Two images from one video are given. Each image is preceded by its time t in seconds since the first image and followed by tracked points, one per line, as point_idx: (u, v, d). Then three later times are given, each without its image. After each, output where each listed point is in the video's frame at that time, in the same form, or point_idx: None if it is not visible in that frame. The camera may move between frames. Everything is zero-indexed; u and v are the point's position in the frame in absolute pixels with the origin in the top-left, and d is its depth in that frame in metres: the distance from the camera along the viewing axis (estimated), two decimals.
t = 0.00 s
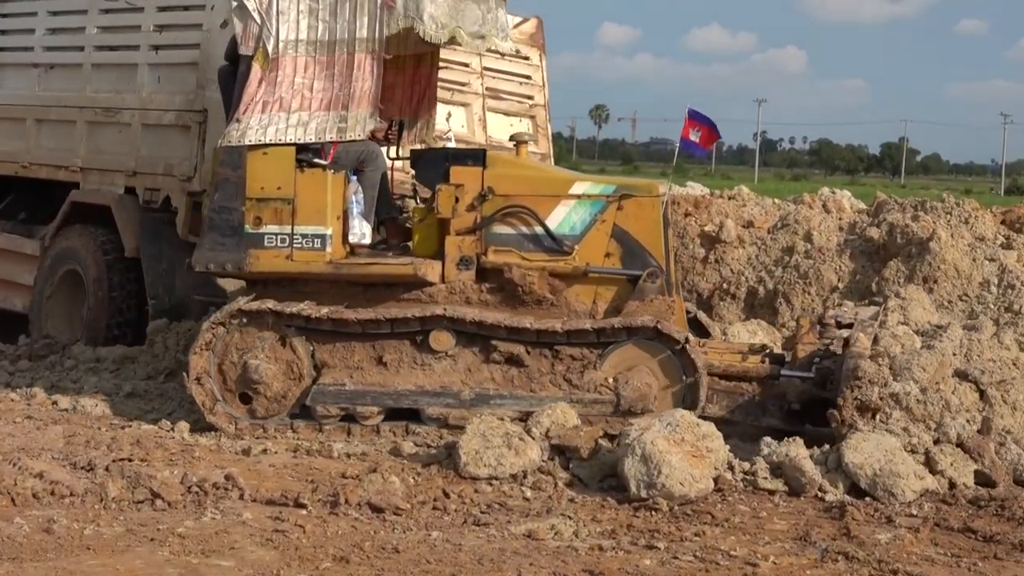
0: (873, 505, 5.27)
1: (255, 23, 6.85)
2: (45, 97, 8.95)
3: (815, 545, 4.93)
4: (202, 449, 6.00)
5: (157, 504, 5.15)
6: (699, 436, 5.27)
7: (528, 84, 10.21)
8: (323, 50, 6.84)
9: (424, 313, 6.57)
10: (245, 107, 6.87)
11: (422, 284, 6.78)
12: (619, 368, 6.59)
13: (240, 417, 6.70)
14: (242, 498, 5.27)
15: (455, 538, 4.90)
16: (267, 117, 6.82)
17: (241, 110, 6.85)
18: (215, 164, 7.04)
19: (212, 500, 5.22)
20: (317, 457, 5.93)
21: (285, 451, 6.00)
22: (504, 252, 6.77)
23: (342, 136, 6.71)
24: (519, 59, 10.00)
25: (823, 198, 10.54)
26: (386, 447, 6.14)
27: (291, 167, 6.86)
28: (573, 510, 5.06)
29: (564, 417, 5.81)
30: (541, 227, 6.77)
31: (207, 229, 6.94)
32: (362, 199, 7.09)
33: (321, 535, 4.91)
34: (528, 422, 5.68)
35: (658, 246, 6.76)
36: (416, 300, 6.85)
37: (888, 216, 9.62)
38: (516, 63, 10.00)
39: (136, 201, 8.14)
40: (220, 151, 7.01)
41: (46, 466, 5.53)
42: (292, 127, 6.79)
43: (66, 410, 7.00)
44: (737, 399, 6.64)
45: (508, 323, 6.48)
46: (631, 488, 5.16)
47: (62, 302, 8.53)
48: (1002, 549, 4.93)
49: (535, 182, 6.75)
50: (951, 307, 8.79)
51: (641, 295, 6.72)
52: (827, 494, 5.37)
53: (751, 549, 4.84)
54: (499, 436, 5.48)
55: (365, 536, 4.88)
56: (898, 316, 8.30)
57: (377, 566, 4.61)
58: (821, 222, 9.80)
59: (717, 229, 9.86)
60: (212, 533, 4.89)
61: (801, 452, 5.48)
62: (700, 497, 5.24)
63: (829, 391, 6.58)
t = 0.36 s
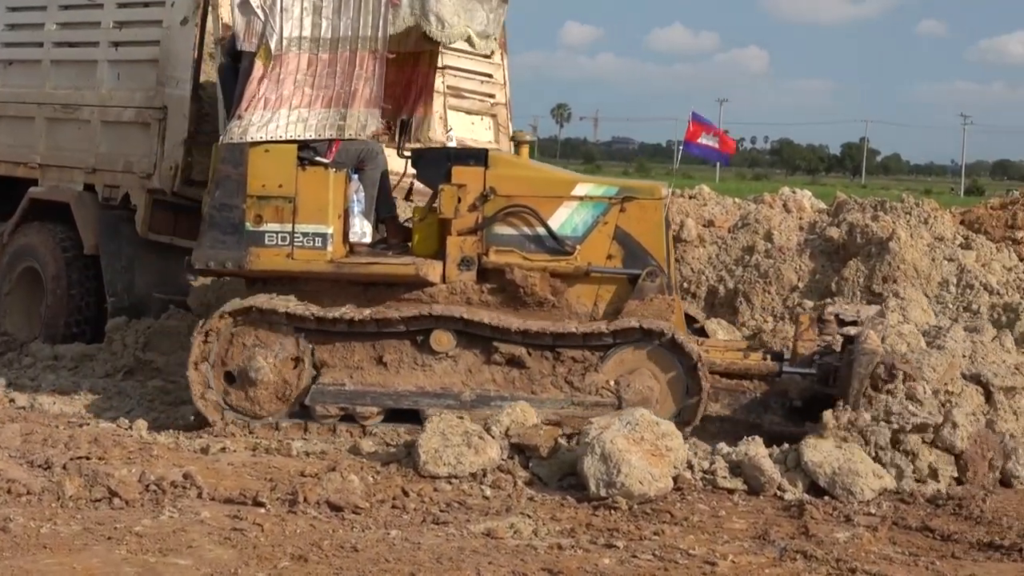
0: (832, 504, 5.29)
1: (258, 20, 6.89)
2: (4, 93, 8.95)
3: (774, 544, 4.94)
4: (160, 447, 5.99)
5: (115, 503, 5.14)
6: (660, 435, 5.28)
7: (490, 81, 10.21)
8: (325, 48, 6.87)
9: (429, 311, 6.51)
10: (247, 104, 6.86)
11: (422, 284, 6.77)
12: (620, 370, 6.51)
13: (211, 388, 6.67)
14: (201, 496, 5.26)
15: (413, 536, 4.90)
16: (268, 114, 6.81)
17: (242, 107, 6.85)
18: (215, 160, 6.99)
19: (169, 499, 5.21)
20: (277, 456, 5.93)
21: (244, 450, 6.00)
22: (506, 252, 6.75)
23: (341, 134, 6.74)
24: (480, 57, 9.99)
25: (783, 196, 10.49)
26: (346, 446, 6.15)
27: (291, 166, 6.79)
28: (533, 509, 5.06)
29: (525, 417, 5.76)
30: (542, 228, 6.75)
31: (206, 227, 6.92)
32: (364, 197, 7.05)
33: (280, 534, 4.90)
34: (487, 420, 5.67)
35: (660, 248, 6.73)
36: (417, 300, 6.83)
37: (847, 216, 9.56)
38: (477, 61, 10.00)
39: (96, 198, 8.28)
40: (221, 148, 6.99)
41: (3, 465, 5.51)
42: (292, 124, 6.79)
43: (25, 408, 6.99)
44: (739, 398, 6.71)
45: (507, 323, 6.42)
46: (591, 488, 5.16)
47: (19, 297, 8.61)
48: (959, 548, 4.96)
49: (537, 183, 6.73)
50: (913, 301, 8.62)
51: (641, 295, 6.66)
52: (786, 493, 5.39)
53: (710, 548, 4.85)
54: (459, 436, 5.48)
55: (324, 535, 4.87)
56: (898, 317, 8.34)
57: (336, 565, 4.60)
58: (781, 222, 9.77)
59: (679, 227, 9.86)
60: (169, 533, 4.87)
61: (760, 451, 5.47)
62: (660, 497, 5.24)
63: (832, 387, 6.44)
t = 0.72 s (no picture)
0: (793, 498, 5.32)
1: (268, 12, 6.74)
2: None
3: (735, 538, 4.95)
4: (121, 443, 5.98)
5: (74, 499, 5.13)
6: (620, 431, 5.31)
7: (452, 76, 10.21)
8: (335, 42, 6.74)
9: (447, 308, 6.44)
10: (256, 99, 6.76)
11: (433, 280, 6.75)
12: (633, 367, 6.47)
13: (219, 356, 6.55)
14: (161, 492, 5.26)
15: (375, 531, 4.90)
16: (278, 110, 6.71)
17: (252, 102, 6.75)
18: (223, 157, 6.91)
19: (129, 495, 5.21)
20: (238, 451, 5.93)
21: (205, 446, 6.01)
22: (516, 248, 6.80)
23: (352, 130, 6.65)
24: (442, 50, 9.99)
25: (744, 191, 10.41)
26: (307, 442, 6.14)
27: (302, 161, 6.71)
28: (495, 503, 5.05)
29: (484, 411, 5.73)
30: (554, 224, 6.80)
31: (214, 222, 6.82)
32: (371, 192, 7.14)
33: (240, 530, 4.89)
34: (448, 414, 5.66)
35: (671, 245, 6.81)
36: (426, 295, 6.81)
37: (808, 211, 9.56)
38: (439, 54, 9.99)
39: (55, 193, 8.50)
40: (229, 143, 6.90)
41: None
42: (302, 120, 6.69)
43: None
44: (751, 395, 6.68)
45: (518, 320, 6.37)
46: (553, 483, 5.15)
47: None
48: (919, 542, 4.99)
49: (548, 179, 6.78)
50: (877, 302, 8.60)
51: (653, 291, 6.76)
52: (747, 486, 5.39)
53: (671, 543, 4.86)
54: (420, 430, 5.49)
55: (285, 530, 4.86)
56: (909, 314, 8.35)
57: (296, 560, 4.59)
58: (743, 217, 9.78)
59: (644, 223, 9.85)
60: (128, 529, 4.86)
61: (721, 446, 5.49)
62: (622, 491, 5.26)
63: (846, 383, 6.51)
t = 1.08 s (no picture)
0: (743, 494, 5.34)
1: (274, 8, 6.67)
2: None
3: (684, 535, 4.96)
4: (69, 441, 5.95)
5: (21, 497, 5.10)
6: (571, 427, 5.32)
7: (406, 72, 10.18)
8: (341, 39, 6.66)
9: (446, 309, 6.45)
10: (260, 95, 6.70)
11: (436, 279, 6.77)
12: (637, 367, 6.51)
13: (244, 321, 6.58)
14: (108, 490, 5.25)
15: (324, 529, 4.89)
16: (283, 106, 6.64)
17: (256, 98, 6.68)
18: (227, 153, 6.91)
19: (76, 493, 5.19)
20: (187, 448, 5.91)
21: (154, 444, 5.99)
22: (519, 247, 6.78)
23: (355, 127, 6.58)
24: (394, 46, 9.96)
25: (697, 186, 10.25)
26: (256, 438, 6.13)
27: (305, 159, 6.71)
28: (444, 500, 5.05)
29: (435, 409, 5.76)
30: (557, 223, 6.79)
31: (216, 220, 6.84)
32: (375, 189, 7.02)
33: (188, 527, 4.88)
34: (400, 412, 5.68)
35: (676, 245, 6.78)
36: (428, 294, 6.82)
37: (759, 208, 9.60)
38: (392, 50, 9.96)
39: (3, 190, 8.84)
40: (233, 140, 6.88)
41: None
42: (306, 117, 6.63)
43: None
44: (755, 394, 6.94)
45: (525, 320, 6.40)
46: (503, 480, 5.16)
47: None
48: (868, 538, 5.02)
49: (552, 177, 6.77)
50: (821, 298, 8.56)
51: (657, 291, 6.74)
52: (697, 483, 5.42)
53: (621, 539, 4.87)
54: (370, 427, 5.49)
55: (233, 528, 4.85)
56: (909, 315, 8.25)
57: (245, 558, 4.58)
58: (694, 213, 9.76)
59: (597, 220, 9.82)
60: (75, 527, 4.83)
61: (672, 442, 5.53)
62: (573, 488, 5.27)
63: (849, 384, 6.71)
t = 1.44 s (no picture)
0: (670, 489, 5.36)
1: None
2: None
3: (611, 530, 4.97)
4: None
5: None
6: (498, 424, 5.36)
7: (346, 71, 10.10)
8: (323, 33, 6.70)
9: (460, 310, 6.47)
10: (240, 86, 6.66)
11: (413, 274, 6.77)
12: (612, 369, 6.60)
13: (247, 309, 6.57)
14: (32, 489, 5.21)
15: (249, 526, 4.88)
16: (263, 97, 6.61)
17: (236, 88, 6.64)
18: (205, 143, 6.86)
19: None
20: (111, 445, 5.89)
21: (79, 441, 5.96)
22: (496, 245, 6.82)
23: (337, 121, 6.59)
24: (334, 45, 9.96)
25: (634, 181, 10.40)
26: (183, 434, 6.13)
27: (285, 150, 6.67)
28: (371, 497, 5.05)
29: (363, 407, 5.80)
30: (535, 222, 6.87)
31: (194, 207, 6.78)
32: (353, 182, 7.03)
33: (113, 525, 4.85)
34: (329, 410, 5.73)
35: (651, 248, 6.98)
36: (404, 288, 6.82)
37: (688, 203, 9.74)
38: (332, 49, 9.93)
39: None
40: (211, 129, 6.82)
41: None
42: (287, 108, 6.61)
43: None
44: (727, 389, 7.04)
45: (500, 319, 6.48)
46: (430, 475, 5.17)
47: None
48: (794, 532, 5.05)
49: (531, 177, 6.85)
50: (747, 295, 8.78)
51: (630, 289, 6.92)
52: (624, 479, 5.43)
53: (548, 534, 4.88)
54: (297, 424, 5.51)
55: (158, 526, 4.83)
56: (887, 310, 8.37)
57: (169, 556, 4.56)
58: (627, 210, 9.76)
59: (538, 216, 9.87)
60: None
61: (599, 437, 5.54)
62: (500, 484, 5.28)
63: (822, 378, 6.86)
